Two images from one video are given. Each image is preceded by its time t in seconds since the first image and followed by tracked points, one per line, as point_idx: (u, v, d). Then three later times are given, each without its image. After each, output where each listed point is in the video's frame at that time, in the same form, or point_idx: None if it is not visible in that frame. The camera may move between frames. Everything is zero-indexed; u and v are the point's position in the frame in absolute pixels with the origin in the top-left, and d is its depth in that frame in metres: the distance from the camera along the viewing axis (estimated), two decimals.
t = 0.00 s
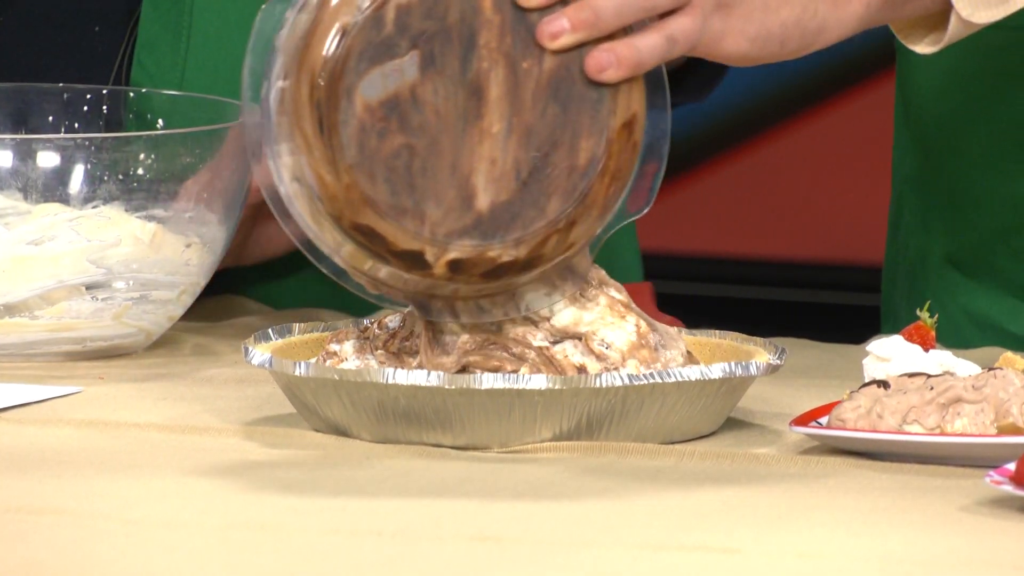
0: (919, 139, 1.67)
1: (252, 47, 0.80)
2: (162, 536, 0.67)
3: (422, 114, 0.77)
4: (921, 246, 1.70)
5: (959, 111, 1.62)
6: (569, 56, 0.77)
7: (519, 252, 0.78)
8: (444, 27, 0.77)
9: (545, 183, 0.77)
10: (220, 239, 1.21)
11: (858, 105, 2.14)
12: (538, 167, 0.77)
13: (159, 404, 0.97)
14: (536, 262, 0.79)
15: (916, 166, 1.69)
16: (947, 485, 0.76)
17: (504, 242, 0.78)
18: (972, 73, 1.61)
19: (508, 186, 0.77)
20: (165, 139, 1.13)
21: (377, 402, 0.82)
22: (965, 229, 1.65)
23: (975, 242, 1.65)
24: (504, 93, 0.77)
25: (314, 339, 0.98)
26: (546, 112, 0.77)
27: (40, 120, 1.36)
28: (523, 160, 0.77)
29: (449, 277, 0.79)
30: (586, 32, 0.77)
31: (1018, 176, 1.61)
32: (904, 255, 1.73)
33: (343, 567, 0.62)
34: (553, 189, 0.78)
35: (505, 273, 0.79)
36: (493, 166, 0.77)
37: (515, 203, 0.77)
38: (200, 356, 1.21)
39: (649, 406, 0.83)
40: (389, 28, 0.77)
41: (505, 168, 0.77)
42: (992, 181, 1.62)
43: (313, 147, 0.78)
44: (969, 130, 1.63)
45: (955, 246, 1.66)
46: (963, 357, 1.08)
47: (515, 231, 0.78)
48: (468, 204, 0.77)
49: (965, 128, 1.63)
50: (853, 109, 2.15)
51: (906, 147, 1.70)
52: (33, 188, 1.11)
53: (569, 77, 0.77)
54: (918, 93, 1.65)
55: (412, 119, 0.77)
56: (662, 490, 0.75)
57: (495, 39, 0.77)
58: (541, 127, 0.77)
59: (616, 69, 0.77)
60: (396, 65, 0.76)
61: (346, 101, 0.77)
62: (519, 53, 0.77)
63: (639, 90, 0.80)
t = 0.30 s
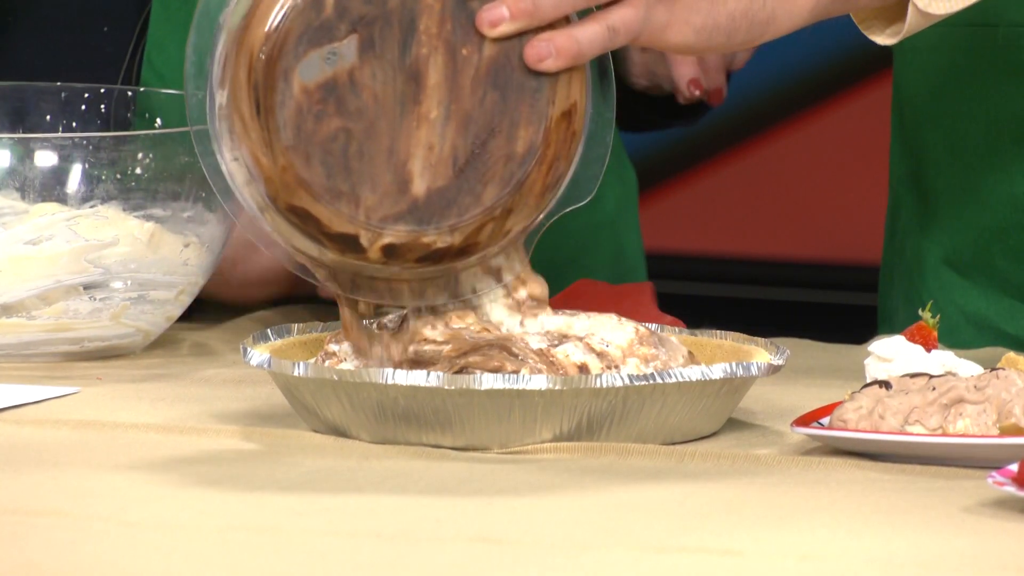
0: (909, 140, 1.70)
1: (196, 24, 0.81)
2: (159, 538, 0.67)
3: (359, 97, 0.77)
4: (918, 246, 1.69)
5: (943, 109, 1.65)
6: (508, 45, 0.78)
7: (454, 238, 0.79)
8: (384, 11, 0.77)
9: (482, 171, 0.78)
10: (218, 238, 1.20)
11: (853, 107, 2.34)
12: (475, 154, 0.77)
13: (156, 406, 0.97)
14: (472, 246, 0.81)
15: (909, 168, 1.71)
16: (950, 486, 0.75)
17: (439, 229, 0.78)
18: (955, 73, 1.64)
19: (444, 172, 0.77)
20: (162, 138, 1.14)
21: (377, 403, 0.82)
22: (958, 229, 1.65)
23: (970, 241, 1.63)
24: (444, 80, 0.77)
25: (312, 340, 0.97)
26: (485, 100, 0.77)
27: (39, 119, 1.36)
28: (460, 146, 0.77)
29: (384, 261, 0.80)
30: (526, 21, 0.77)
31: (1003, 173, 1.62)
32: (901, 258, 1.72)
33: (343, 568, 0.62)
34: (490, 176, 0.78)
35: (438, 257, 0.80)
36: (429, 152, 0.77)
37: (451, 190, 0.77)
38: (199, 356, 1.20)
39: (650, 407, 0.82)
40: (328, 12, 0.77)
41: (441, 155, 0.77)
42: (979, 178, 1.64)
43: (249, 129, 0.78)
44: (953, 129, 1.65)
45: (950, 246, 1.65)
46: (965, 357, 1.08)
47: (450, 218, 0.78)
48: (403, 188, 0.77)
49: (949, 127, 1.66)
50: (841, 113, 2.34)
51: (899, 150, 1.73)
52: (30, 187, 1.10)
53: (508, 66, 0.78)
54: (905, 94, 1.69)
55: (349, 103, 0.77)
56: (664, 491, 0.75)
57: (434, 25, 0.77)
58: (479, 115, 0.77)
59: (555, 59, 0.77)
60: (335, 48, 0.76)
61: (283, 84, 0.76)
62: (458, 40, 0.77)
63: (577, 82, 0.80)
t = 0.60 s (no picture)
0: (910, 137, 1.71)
1: (190, 14, 0.83)
2: (157, 538, 0.66)
3: (347, 90, 0.78)
4: (923, 245, 1.70)
5: (947, 107, 1.66)
6: (497, 39, 0.80)
7: (443, 231, 0.81)
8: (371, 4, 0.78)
9: (471, 165, 0.80)
10: (216, 237, 1.20)
11: (856, 107, 2.44)
12: (464, 147, 0.79)
13: (155, 406, 0.96)
14: (461, 237, 0.83)
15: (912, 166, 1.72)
16: (953, 487, 0.75)
17: (428, 222, 0.81)
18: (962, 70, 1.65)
19: (434, 164, 0.79)
20: (161, 137, 1.13)
21: (376, 404, 0.81)
22: (964, 226, 1.66)
23: (977, 239, 1.65)
24: (433, 72, 0.78)
25: (310, 340, 0.97)
26: (473, 92, 0.79)
27: (36, 117, 1.35)
28: (450, 139, 0.79)
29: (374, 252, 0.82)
30: (513, 14, 0.79)
31: (1009, 168, 1.63)
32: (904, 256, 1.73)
33: (341, 569, 0.61)
34: (479, 169, 0.80)
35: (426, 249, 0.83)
36: (418, 145, 0.79)
37: (440, 183, 0.79)
38: (197, 357, 1.20)
39: (650, 408, 0.82)
40: (316, 5, 0.79)
41: (431, 147, 0.79)
42: (983, 174, 1.65)
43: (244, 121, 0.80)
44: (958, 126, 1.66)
45: (958, 245, 1.66)
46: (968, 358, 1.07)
47: (439, 211, 0.80)
48: (393, 182, 0.79)
49: (954, 124, 1.66)
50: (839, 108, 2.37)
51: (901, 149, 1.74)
52: (28, 187, 1.09)
53: (497, 59, 0.80)
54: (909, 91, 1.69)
55: (337, 95, 0.78)
56: (665, 492, 0.74)
57: (423, 18, 0.79)
58: (467, 108, 0.79)
59: (542, 53, 0.79)
60: (322, 40, 0.78)
61: (270, 76, 0.78)
62: (447, 34, 0.79)
63: (567, 75, 0.83)
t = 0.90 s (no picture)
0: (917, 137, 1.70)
1: (254, 15, 0.86)
2: (154, 540, 0.66)
3: (410, 94, 0.79)
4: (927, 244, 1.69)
5: (952, 107, 1.65)
6: (560, 40, 0.80)
7: (509, 234, 0.82)
8: (433, 8, 0.80)
9: (536, 169, 0.80)
10: (215, 236, 1.19)
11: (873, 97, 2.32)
12: (529, 148, 0.79)
13: (154, 407, 0.96)
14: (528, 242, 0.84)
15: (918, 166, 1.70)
16: (955, 488, 0.74)
17: (493, 224, 0.82)
18: (964, 71, 1.64)
19: (498, 168, 0.80)
20: (159, 136, 1.12)
21: (375, 404, 0.81)
22: (967, 226, 1.64)
23: (979, 239, 1.63)
24: (495, 77, 0.79)
25: (309, 340, 0.96)
26: (537, 93, 0.79)
27: (33, 117, 1.35)
28: (514, 141, 0.79)
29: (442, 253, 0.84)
30: (575, 18, 0.79)
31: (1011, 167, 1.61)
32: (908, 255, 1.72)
33: (340, 570, 0.61)
34: (544, 171, 0.80)
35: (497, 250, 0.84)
36: (482, 148, 0.79)
37: (505, 187, 0.80)
38: (195, 357, 1.19)
39: (651, 409, 0.81)
40: (378, 10, 0.80)
41: (494, 150, 0.79)
42: (986, 175, 1.63)
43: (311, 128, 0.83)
44: (961, 127, 1.65)
45: (959, 245, 1.65)
46: (969, 358, 1.07)
47: (504, 214, 0.81)
48: (457, 186, 0.80)
49: (958, 125, 1.65)
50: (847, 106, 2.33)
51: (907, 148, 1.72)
52: (25, 187, 1.09)
53: (560, 60, 0.80)
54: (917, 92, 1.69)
55: (400, 99, 0.79)
56: (664, 494, 0.74)
57: (484, 20, 0.79)
58: (531, 109, 0.79)
59: (604, 54, 0.79)
60: (383, 45, 0.79)
61: (335, 83, 0.80)
62: (509, 36, 0.79)
63: (631, 75, 0.82)
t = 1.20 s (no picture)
0: (936, 142, 1.68)
1: (284, 32, 0.88)
2: (152, 541, 0.66)
3: (443, 147, 0.77)
4: (946, 248, 1.67)
5: (966, 106, 1.63)
6: (590, 89, 0.78)
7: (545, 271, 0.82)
8: (461, 62, 0.76)
9: (572, 212, 0.79)
10: (214, 236, 1.19)
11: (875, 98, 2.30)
12: (563, 193, 0.78)
13: (152, 407, 0.95)
14: (563, 273, 0.84)
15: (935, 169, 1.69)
16: (956, 489, 0.74)
17: (529, 266, 0.81)
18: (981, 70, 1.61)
19: (533, 211, 0.78)
20: (158, 136, 1.11)
21: (375, 405, 0.81)
22: (985, 226, 1.63)
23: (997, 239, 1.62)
24: (526, 122, 0.77)
25: (308, 341, 0.96)
26: (569, 139, 0.77)
27: (31, 116, 1.35)
28: (548, 185, 0.77)
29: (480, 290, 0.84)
30: (602, 71, 0.78)
31: None
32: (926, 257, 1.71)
33: (339, 572, 0.61)
34: (578, 213, 0.79)
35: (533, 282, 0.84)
36: (516, 193, 0.77)
37: (540, 230, 0.79)
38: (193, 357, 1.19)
39: (652, 410, 0.81)
40: (406, 66, 0.77)
41: (529, 194, 0.77)
42: (1004, 175, 1.61)
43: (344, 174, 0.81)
44: (975, 126, 1.63)
45: (977, 246, 1.63)
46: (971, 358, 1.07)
47: (540, 254, 0.80)
48: (493, 230, 0.79)
49: (973, 125, 1.63)
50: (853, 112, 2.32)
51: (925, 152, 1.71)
52: (23, 186, 1.08)
53: (590, 106, 0.78)
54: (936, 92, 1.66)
55: (433, 152, 0.77)
56: (663, 494, 0.73)
57: (514, 71, 0.77)
58: (565, 154, 0.77)
59: (635, 103, 0.78)
60: (414, 101, 0.77)
61: (366, 137, 0.78)
62: (539, 85, 0.77)
63: (661, 112, 0.82)
